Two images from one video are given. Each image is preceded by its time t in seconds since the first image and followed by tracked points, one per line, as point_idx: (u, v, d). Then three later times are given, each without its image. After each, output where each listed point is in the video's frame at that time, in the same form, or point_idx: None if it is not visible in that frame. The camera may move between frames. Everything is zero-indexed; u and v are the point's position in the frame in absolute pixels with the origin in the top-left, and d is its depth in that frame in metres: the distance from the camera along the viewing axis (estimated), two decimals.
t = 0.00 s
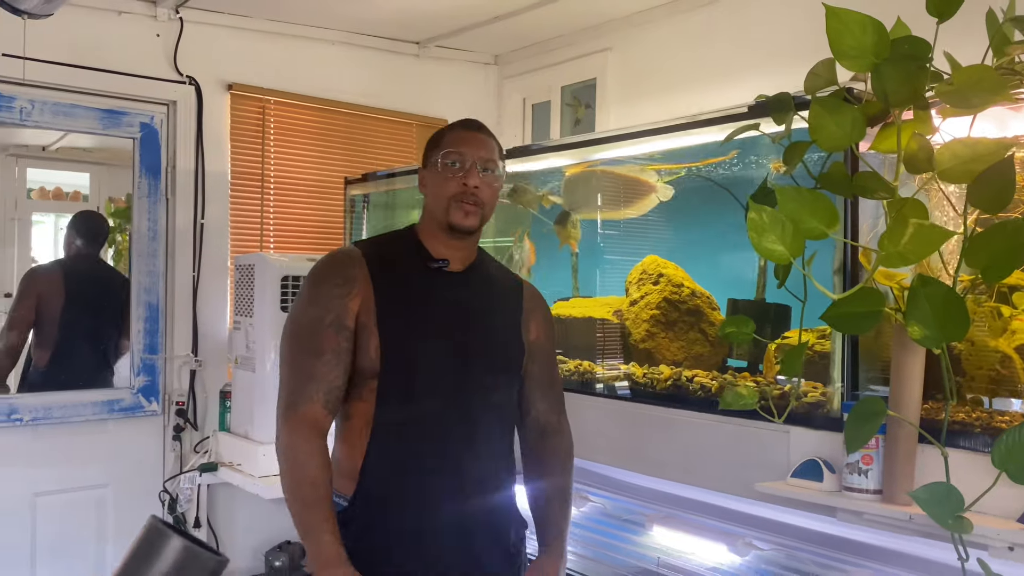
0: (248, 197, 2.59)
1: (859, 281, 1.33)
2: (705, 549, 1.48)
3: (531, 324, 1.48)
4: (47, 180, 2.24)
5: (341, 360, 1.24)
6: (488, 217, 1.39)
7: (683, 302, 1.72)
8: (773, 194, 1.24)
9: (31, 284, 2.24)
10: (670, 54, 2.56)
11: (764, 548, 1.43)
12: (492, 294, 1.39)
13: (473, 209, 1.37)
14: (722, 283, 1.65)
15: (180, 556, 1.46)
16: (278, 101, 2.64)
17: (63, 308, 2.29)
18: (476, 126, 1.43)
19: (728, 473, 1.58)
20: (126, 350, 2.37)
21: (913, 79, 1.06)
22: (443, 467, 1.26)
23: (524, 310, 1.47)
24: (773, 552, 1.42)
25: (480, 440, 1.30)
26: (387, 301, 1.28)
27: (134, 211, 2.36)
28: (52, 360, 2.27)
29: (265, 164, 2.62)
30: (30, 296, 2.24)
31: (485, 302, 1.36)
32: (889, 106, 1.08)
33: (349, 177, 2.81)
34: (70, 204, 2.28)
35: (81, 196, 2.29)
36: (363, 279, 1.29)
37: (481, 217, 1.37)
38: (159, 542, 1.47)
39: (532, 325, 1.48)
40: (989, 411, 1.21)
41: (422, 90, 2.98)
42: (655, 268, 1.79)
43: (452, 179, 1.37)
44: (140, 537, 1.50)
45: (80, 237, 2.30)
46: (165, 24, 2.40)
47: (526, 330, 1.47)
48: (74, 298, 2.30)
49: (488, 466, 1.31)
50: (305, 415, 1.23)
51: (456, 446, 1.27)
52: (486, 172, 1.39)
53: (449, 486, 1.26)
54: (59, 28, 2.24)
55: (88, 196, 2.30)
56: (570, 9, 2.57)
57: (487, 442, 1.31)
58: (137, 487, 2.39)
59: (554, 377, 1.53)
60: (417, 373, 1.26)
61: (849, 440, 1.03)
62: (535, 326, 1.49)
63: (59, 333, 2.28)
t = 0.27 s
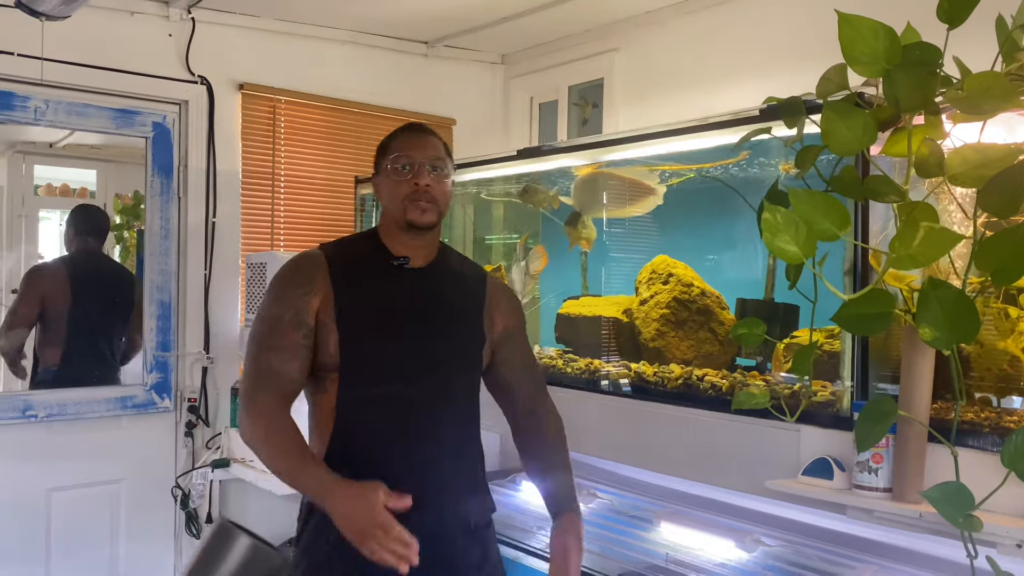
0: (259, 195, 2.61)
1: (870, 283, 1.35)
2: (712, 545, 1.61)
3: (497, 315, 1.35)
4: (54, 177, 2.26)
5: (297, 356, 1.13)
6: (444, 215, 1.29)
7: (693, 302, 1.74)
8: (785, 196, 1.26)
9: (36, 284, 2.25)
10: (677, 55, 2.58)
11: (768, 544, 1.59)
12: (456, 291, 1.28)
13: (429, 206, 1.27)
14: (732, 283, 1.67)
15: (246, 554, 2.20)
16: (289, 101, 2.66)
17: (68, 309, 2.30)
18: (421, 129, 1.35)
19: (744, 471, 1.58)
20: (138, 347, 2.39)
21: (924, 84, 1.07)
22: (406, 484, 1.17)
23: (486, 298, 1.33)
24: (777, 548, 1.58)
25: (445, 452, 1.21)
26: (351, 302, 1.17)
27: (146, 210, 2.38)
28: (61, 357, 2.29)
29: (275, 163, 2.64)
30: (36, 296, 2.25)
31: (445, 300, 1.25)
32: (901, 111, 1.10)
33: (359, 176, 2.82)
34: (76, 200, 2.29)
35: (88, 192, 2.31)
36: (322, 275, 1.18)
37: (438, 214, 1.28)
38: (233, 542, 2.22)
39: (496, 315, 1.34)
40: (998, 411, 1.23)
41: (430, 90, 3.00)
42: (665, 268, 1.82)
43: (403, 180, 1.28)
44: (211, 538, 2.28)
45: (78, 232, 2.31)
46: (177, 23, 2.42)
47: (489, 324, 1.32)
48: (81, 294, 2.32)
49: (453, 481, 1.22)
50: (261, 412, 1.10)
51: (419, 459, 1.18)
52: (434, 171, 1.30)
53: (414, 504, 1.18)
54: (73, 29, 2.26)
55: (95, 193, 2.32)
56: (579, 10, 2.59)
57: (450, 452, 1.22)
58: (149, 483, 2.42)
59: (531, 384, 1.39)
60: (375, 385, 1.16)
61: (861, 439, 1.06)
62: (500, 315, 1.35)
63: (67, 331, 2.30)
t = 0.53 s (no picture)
0: (267, 190, 2.61)
1: (882, 283, 1.35)
2: (719, 540, 1.63)
3: (461, 295, 1.52)
4: (59, 170, 2.26)
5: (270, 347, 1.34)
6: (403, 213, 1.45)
7: (703, 300, 1.74)
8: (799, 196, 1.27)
9: (38, 282, 2.24)
10: (685, 51, 2.58)
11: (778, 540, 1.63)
12: (419, 283, 1.42)
13: (389, 212, 1.42)
14: (742, 280, 1.68)
15: None
16: (297, 96, 2.66)
17: (74, 304, 2.29)
18: (363, 129, 1.46)
19: (755, 468, 1.60)
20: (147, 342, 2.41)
21: (940, 86, 1.01)
22: (379, 460, 1.32)
23: (453, 283, 1.50)
24: (785, 544, 1.61)
25: (414, 430, 1.36)
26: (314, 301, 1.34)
27: (155, 204, 2.39)
28: (66, 353, 2.28)
29: (283, 158, 2.64)
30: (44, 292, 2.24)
31: (410, 293, 1.39)
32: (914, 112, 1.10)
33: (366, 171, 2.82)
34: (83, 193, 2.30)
35: (92, 184, 2.31)
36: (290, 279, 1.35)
37: (397, 217, 1.43)
38: None
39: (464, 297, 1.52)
40: (1009, 410, 1.24)
41: (437, 85, 3.00)
42: (674, 265, 1.81)
43: (360, 191, 1.40)
44: None
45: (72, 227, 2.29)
46: (185, 19, 2.42)
47: (456, 305, 1.50)
48: (85, 288, 2.31)
49: (422, 459, 1.36)
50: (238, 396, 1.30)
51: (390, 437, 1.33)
52: (387, 173, 1.43)
53: (390, 478, 1.33)
54: (82, 24, 2.26)
55: (99, 184, 2.32)
56: (586, 5, 2.59)
57: (420, 431, 1.37)
58: (159, 477, 2.43)
59: (497, 358, 1.58)
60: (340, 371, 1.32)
61: (873, 438, 1.07)
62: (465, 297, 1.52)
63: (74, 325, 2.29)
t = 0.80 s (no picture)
0: (277, 186, 2.63)
1: (892, 286, 1.36)
2: (724, 535, 1.64)
3: (446, 291, 1.53)
4: (64, 162, 2.28)
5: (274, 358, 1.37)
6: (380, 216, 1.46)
7: (711, 298, 1.77)
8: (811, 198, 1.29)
9: (50, 282, 2.26)
10: (692, 48, 2.59)
11: (783, 535, 1.63)
12: (408, 280, 1.45)
13: (365, 215, 1.43)
14: (749, 278, 1.70)
15: None
16: (306, 92, 2.67)
17: (91, 300, 2.33)
18: (335, 139, 1.49)
19: (760, 466, 1.62)
20: (157, 336, 2.43)
21: (949, 91, 1.08)
22: (377, 456, 1.36)
23: (435, 277, 1.51)
24: (790, 539, 1.62)
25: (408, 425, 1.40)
26: (305, 306, 1.37)
27: (165, 201, 2.41)
28: (81, 349, 2.31)
29: (292, 153, 2.66)
30: (61, 289, 2.28)
31: (398, 290, 1.43)
32: (925, 116, 1.11)
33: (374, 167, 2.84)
34: (88, 185, 2.32)
35: (98, 177, 2.33)
36: (277, 287, 1.39)
37: (375, 217, 1.44)
38: None
39: (446, 292, 1.53)
40: (1017, 410, 1.25)
41: (443, 81, 3.01)
42: (683, 263, 1.84)
43: (333, 198, 1.43)
44: None
45: (76, 223, 2.30)
46: (195, 15, 2.43)
47: (440, 298, 1.52)
48: (98, 285, 2.33)
49: (417, 453, 1.40)
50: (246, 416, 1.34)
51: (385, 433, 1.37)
52: (360, 179, 1.46)
53: (389, 472, 1.37)
54: (93, 20, 2.27)
55: (105, 176, 2.35)
56: (594, 2, 2.60)
57: (414, 426, 1.41)
58: (169, 470, 2.46)
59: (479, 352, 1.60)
60: (334, 372, 1.35)
61: (881, 438, 1.10)
62: (447, 291, 1.53)
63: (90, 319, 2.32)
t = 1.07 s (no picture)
0: (283, 182, 2.63)
1: (899, 287, 1.37)
2: (730, 533, 1.65)
3: (452, 286, 1.50)
4: (70, 156, 2.27)
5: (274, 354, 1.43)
6: (377, 209, 1.44)
7: (719, 297, 1.76)
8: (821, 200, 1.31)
9: (62, 279, 2.27)
10: (698, 45, 2.59)
11: (787, 533, 1.65)
12: (417, 279, 1.42)
13: (358, 211, 1.41)
14: (756, 277, 1.70)
15: None
16: (312, 88, 2.68)
17: (104, 294, 2.33)
18: (325, 136, 1.47)
19: (766, 463, 1.63)
20: (165, 332, 2.43)
21: (959, 94, 1.09)
22: (381, 454, 1.37)
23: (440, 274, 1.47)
24: (795, 537, 1.63)
25: (412, 422, 1.39)
26: (306, 304, 1.37)
27: (173, 199, 2.41)
28: (94, 342, 2.32)
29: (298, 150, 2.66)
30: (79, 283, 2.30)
31: (405, 286, 1.40)
32: (934, 118, 1.12)
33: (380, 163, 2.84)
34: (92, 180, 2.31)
35: (102, 171, 2.32)
36: (278, 285, 1.40)
37: (369, 212, 1.42)
38: None
39: (453, 286, 1.50)
40: None
41: (449, 77, 3.01)
42: (690, 262, 1.84)
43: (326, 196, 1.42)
44: None
45: (80, 216, 2.30)
46: (202, 11, 2.43)
47: (446, 293, 1.48)
48: (112, 278, 2.34)
49: (422, 451, 1.40)
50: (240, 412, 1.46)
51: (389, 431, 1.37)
52: (353, 174, 1.44)
53: (393, 469, 1.37)
54: (100, 16, 2.27)
55: (109, 171, 2.33)
56: None
57: (418, 424, 1.40)
58: (177, 466, 2.47)
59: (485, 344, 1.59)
60: (339, 372, 1.36)
61: (892, 440, 1.11)
62: (453, 286, 1.50)
63: (103, 316, 2.33)
